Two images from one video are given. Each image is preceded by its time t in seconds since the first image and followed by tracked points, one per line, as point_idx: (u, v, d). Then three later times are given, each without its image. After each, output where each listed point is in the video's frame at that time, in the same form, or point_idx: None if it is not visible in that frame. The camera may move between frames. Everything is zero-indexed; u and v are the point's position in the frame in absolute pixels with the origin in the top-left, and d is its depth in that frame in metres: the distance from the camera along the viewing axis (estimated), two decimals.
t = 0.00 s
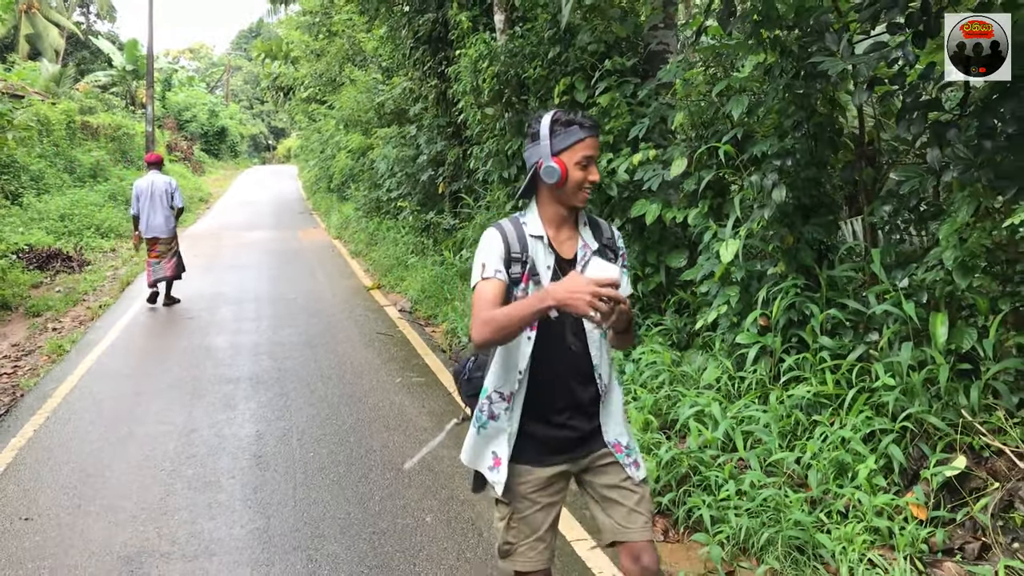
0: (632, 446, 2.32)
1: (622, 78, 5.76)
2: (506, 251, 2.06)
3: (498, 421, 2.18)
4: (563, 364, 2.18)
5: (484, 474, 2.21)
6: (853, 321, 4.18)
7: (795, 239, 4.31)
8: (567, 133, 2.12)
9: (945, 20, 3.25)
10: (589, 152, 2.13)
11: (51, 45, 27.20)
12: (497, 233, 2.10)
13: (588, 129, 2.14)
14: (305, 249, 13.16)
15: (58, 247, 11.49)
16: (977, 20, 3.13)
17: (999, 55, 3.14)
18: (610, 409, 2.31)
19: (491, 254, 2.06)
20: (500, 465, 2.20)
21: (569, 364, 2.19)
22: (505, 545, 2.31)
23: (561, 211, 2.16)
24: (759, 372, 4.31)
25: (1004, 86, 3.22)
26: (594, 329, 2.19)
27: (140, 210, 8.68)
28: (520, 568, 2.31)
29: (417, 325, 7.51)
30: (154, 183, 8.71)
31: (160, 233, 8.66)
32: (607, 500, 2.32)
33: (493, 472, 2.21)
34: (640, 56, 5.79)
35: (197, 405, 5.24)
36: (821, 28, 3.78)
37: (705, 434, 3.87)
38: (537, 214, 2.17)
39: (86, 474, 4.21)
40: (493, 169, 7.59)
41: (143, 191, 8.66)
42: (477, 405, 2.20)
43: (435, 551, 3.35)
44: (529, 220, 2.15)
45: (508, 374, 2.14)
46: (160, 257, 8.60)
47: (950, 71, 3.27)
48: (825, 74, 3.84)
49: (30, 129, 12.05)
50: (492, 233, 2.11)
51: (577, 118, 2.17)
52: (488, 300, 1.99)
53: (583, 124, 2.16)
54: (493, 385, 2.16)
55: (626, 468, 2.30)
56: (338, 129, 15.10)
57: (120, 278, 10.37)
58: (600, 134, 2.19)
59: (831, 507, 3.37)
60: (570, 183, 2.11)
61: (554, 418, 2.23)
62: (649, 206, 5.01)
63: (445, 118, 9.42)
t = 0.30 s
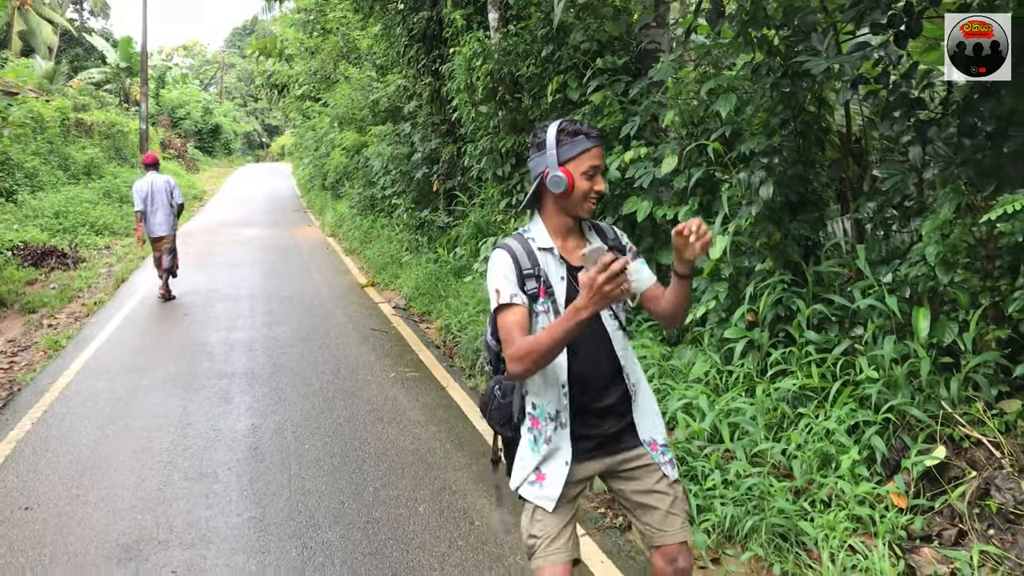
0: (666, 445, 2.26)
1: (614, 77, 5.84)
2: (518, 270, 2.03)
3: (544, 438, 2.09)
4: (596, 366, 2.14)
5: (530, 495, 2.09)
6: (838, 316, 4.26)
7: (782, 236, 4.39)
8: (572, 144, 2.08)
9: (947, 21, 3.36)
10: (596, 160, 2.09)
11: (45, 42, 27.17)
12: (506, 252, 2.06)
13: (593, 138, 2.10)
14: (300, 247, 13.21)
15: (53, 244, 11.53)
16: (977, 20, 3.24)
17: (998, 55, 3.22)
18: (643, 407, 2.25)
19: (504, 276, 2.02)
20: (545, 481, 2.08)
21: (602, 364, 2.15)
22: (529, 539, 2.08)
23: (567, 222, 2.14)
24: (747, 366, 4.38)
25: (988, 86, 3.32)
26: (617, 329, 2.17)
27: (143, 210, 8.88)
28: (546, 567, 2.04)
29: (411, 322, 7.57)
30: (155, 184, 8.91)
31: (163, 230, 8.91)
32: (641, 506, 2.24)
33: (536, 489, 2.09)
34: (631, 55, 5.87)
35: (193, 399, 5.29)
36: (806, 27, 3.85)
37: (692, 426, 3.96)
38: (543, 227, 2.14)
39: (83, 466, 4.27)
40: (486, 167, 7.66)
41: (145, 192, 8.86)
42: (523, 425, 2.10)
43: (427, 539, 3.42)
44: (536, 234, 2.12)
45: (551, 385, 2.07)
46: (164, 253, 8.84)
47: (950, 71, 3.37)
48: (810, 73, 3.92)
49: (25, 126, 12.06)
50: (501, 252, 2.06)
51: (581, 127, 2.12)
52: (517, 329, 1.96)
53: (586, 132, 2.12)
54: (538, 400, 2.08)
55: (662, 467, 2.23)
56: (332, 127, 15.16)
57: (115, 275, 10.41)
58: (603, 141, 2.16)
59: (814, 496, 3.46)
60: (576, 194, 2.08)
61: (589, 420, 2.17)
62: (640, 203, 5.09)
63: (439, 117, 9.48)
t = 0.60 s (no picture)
0: (637, 432, 2.29)
1: (614, 72, 5.92)
2: (489, 242, 2.09)
3: (499, 412, 2.18)
4: (566, 347, 2.16)
5: (485, 467, 2.19)
6: (833, 307, 4.36)
7: (778, 228, 4.47)
8: (536, 120, 2.12)
9: (947, 21, 3.38)
10: (557, 137, 2.09)
11: (46, 35, 27.13)
12: (481, 223, 2.12)
13: (555, 114, 2.10)
14: (302, 240, 13.31)
15: (58, 237, 11.61)
16: (977, 20, 3.27)
17: (998, 55, 3.26)
18: (618, 390, 2.26)
19: (476, 247, 2.09)
20: (501, 456, 2.18)
21: (574, 346, 2.17)
22: (489, 524, 2.20)
23: (540, 198, 2.16)
24: (744, 355, 4.47)
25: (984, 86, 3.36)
26: (595, 311, 2.20)
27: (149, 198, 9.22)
28: (502, 551, 2.16)
29: (413, 314, 7.68)
30: (160, 172, 9.29)
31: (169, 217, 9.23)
32: (603, 494, 2.32)
33: (494, 464, 2.19)
34: (631, 50, 5.96)
35: (200, 388, 5.40)
36: (802, 24, 3.92)
37: (690, 413, 4.06)
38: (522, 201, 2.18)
39: (95, 452, 4.37)
40: (488, 161, 7.74)
41: (151, 179, 9.23)
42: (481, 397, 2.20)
43: (431, 522, 3.53)
44: (516, 207, 2.15)
45: (509, 362, 2.14)
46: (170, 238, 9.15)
47: (950, 70, 3.40)
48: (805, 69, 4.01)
49: (29, 120, 12.13)
50: (479, 223, 2.14)
51: (550, 103, 2.13)
52: (473, 305, 2.06)
53: (554, 108, 2.13)
54: (495, 376, 2.16)
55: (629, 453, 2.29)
56: (334, 121, 15.24)
57: (120, 267, 10.49)
58: (574, 116, 2.14)
59: (807, 481, 3.56)
60: (539, 169, 2.12)
61: (556, 400, 2.21)
62: (639, 196, 5.18)
63: (441, 111, 9.57)
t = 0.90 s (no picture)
0: (635, 458, 2.24)
1: (624, 72, 5.99)
2: (501, 252, 2.16)
3: (497, 419, 2.18)
4: (568, 365, 2.17)
5: (482, 476, 2.18)
6: (841, 303, 4.42)
7: (787, 226, 4.53)
8: (534, 145, 2.16)
9: (946, 20, 3.45)
10: (543, 163, 2.11)
11: (57, 34, 27.28)
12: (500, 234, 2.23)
13: (542, 140, 2.14)
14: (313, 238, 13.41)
15: (72, 235, 11.74)
16: (977, 20, 3.32)
17: (998, 55, 3.33)
18: (617, 417, 2.24)
19: (489, 256, 2.19)
20: (501, 465, 2.17)
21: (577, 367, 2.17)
22: (482, 525, 2.19)
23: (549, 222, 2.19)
24: (753, 351, 4.53)
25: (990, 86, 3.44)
26: (604, 335, 2.17)
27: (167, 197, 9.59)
28: (495, 552, 2.14)
29: (425, 311, 7.77)
30: (178, 173, 9.66)
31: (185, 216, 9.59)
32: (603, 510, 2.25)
33: (493, 474, 2.18)
34: (641, 50, 6.03)
35: (218, 383, 5.50)
36: (811, 25, 3.99)
37: (700, 407, 4.13)
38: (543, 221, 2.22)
39: (117, 445, 4.48)
40: (499, 160, 7.84)
41: (169, 180, 9.61)
42: (479, 403, 2.21)
43: (448, 513, 3.62)
44: (536, 225, 2.20)
45: (509, 370, 2.16)
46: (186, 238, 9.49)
47: (952, 69, 3.48)
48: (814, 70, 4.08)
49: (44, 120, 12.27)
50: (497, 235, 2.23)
51: (548, 129, 2.16)
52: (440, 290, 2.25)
53: (553, 133, 2.14)
54: (495, 383, 2.18)
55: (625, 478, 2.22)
56: (345, 120, 15.36)
57: (133, 265, 10.61)
58: (570, 140, 2.11)
59: (816, 473, 3.63)
60: (535, 193, 2.16)
61: (555, 414, 2.20)
62: (649, 195, 5.25)
63: (451, 110, 9.67)
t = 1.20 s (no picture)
0: (695, 433, 2.34)
1: (627, 75, 6.05)
2: (534, 244, 2.26)
3: (559, 407, 2.31)
4: (619, 348, 2.26)
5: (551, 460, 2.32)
6: (844, 303, 4.47)
7: (790, 227, 4.58)
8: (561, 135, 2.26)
9: (948, 21, 3.49)
10: (568, 151, 2.21)
11: (58, 38, 27.38)
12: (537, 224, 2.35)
13: (566, 130, 2.24)
14: (315, 240, 13.47)
15: (76, 238, 11.81)
16: (977, 20, 3.35)
17: (998, 55, 3.35)
18: (672, 394, 2.33)
19: (521, 248, 2.28)
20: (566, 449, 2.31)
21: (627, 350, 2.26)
22: (559, 517, 2.33)
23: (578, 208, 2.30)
24: (756, 351, 4.58)
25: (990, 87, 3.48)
26: (645, 318, 2.25)
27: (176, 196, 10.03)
28: (569, 542, 2.30)
29: (429, 312, 7.83)
30: (187, 173, 10.09)
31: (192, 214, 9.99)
32: (669, 488, 2.38)
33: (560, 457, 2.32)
34: (644, 53, 6.08)
35: (225, 384, 5.55)
36: (813, 29, 4.06)
37: (704, 406, 4.19)
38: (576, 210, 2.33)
39: (127, 445, 4.53)
40: (502, 162, 7.88)
41: (178, 179, 10.06)
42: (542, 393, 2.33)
43: (457, 510, 3.67)
44: (567, 215, 2.30)
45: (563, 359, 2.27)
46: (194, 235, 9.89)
47: (953, 69, 3.52)
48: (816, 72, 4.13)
49: (47, 123, 12.34)
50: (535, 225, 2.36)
51: (574, 121, 2.26)
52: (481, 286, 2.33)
53: (578, 124, 2.24)
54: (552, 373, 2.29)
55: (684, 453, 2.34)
56: (347, 122, 15.43)
57: (137, 268, 10.67)
58: (594, 130, 2.21)
59: (819, 471, 3.68)
60: (563, 181, 2.27)
61: (612, 396, 2.31)
62: (653, 196, 5.31)
63: (454, 112, 9.73)
